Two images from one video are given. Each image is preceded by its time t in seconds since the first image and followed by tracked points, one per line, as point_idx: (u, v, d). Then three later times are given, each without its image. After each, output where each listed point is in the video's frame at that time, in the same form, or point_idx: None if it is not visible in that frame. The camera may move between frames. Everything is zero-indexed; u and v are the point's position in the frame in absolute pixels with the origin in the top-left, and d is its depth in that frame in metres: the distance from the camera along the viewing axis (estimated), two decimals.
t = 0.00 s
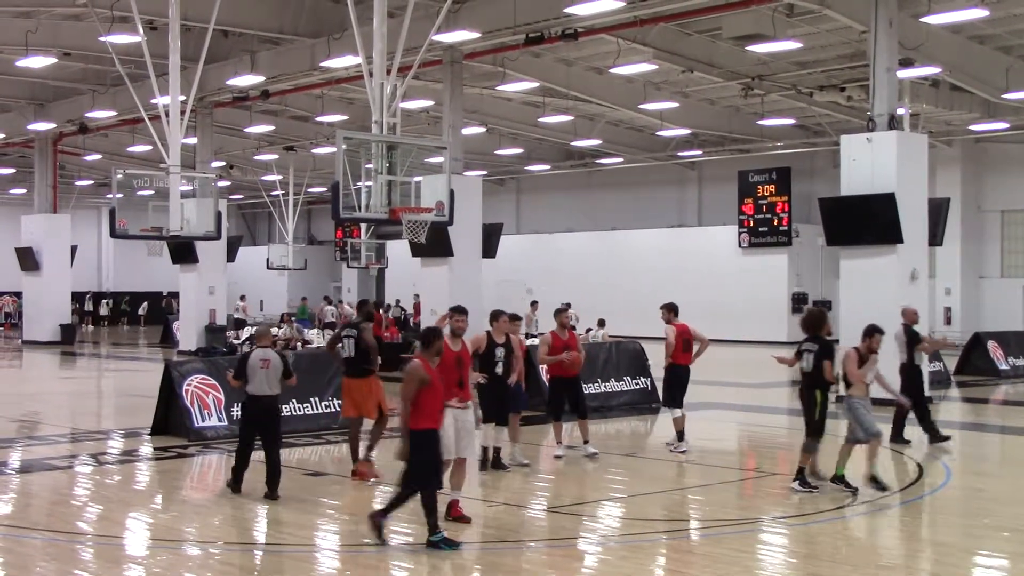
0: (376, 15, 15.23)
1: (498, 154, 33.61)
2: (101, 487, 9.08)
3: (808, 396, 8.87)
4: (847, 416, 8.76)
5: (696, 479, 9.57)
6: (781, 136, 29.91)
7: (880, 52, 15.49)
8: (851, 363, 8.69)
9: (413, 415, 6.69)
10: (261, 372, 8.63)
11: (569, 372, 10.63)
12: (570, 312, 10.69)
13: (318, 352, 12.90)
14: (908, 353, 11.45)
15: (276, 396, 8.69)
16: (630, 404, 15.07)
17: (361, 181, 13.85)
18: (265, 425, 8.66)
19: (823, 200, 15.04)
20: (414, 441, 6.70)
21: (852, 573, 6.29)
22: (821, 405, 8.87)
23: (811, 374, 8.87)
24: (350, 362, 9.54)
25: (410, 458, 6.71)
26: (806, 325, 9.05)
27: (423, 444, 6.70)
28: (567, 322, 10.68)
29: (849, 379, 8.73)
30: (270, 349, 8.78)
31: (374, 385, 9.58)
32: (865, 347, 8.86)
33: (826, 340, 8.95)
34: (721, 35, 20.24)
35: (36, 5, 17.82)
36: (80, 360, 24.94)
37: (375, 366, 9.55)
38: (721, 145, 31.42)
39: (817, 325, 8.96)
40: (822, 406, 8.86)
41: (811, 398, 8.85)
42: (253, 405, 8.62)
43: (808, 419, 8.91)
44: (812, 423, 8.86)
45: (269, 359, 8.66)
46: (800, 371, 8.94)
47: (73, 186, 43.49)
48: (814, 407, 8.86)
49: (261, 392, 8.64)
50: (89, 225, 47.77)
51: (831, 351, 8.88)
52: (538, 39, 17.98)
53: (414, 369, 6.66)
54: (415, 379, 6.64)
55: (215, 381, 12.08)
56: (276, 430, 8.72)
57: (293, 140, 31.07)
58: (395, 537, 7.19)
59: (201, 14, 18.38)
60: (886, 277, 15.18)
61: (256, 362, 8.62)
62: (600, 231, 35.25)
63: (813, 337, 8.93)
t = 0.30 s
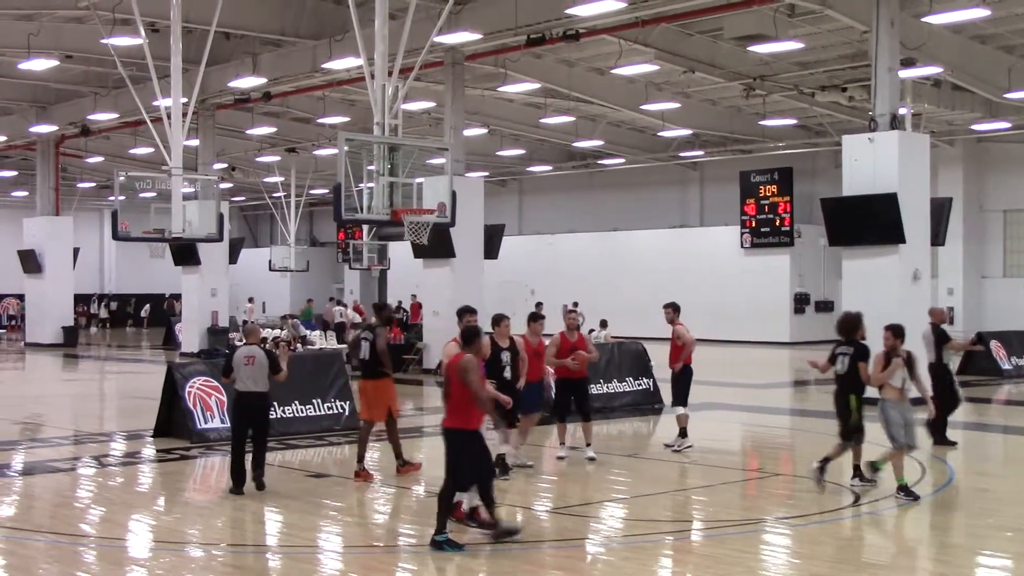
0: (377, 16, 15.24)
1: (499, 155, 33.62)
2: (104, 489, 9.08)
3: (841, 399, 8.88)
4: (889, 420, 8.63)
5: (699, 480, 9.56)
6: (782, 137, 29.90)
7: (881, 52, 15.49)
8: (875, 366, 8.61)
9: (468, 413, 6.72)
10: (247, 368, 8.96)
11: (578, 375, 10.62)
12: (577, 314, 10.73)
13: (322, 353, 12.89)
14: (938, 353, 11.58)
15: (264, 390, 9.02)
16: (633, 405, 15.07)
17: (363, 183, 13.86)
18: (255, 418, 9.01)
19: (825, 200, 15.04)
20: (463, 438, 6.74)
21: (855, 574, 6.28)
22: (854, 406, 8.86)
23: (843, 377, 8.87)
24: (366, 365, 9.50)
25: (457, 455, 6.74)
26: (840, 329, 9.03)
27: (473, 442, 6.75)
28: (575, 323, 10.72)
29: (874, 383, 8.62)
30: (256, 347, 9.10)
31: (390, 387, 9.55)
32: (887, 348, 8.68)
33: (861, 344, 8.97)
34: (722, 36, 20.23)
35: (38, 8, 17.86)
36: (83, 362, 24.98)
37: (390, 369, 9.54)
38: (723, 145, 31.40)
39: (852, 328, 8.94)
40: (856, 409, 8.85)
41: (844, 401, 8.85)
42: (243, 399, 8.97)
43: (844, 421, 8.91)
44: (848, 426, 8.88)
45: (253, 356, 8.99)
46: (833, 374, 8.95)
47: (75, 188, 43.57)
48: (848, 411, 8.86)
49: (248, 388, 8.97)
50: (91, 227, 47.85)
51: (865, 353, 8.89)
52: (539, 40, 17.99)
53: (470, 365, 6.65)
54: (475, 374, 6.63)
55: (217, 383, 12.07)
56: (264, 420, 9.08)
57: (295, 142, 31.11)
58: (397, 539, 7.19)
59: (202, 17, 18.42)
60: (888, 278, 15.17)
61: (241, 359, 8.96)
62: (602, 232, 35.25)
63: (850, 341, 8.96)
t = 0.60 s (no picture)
0: (378, 17, 15.26)
1: (499, 156, 33.63)
2: (103, 489, 9.09)
3: (875, 398, 8.84)
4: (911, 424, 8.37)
5: (697, 481, 9.56)
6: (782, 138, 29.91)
7: (881, 53, 15.50)
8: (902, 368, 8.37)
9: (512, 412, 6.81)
10: (245, 370, 8.98)
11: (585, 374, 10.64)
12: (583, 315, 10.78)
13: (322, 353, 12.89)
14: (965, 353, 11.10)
15: (263, 391, 9.06)
16: (632, 406, 15.07)
17: (363, 183, 13.86)
18: (253, 418, 9.09)
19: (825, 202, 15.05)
20: (510, 437, 6.82)
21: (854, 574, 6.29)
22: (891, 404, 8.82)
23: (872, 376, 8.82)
24: (387, 365, 9.58)
25: (503, 456, 6.82)
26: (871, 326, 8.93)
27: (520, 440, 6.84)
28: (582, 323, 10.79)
29: (900, 385, 8.40)
30: (255, 346, 9.05)
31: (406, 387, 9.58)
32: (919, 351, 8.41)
33: (889, 343, 8.87)
34: (723, 37, 20.25)
35: (39, 7, 17.87)
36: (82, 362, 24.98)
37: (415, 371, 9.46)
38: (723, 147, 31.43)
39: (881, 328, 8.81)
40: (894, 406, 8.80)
41: (877, 400, 8.81)
42: (242, 400, 9.03)
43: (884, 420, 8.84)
44: (886, 423, 8.82)
45: (251, 358, 8.95)
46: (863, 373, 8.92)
47: (75, 188, 43.56)
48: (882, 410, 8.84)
49: (247, 389, 9.01)
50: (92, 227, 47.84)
51: (891, 351, 8.82)
52: (540, 41, 18.00)
53: (512, 365, 6.83)
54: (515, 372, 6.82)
55: (217, 383, 12.07)
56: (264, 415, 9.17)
57: (295, 142, 31.12)
58: (395, 539, 7.20)
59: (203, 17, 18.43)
60: (888, 279, 15.17)
61: (240, 361, 8.95)
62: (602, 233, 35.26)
63: (879, 339, 8.87)
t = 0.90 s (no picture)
0: (376, 17, 15.26)
1: (498, 156, 33.62)
2: (101, 489, 9.09)
3: (913, 400, 8.93)
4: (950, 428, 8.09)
5: (694, 481, 9.56)
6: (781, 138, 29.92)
7: (880, 54, 15.49)
8: (947, 376, 8.00)
9: (546, 412, 6.91)
10: (252, 365, 9.40)
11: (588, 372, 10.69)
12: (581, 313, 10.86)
13: (321, 353, 12.90)
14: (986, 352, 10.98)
15: (268, 385, 9.45)
16: (631, 406, 15.07)
17: (361, 183, 13.86)
18: (258, 411, 9.47)
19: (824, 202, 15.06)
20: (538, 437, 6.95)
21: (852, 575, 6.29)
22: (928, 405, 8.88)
23: (908, 378, 8.90)
24: (398, 362, 9.65)
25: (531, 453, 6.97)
26: (905, 328, 8.95)
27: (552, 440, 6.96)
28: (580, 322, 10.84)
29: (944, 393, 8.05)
30: (262, 343, 9.50)
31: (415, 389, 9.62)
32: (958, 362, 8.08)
33: (922, 345, 8.91)
34: (721, 37, 20.25)
35: (38, 7, 17.84)
36: (81, 362, 24.94)
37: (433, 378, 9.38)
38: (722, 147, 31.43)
39: (914, 330, 8.88)
40: (929, 408, 8.90)
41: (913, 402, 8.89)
42: (248, 394, 9.43)
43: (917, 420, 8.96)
44: (922, 424, 8.90)
45: (257, 352, 9.40)
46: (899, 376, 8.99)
47: (74, 188, 43.55)
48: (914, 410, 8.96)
49: (253, 383, 9.41)
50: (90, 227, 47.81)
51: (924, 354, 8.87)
52: (538, 41, 17.98)
53: (544, 366, 6.87)
54: (548, 375, 6.85)
55: (216, 383, 12.06)
56: (268, 409, 9.53)
57: (294, 142, 31.10)
58: (393, 539, 7.20)
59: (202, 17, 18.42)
60: (887, 280, 15.17)
61: (247, 355, 9.39)
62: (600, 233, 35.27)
63: (913, 342, 8.90)
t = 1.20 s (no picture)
0: (375, 18, 15.26)
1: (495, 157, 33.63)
2: (98, 489, 9.08)
3: (932, 401, 9.05)
4: (981, 433, 8.04)
5: (691, 483, 9.57)
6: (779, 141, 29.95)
7: (878, 55, 15.49)
8: (988, 381, 7.83)
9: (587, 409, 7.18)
10: (257, 367, 9.42)
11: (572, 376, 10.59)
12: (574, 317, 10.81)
13: (319, 354, 12.90)
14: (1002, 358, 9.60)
15: (272, 387, 9.44)
16: (628, 408, 15.08)
17: (359, 184, 13.87)
18: (260, 414, 9.43)
19: (821, 205, 15.08)
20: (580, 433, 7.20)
21: None
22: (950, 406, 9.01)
23: (930, 379, 9.01)
24: (407, 364, 9.63)
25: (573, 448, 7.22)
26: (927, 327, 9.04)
27: (588, 437, 7.24)
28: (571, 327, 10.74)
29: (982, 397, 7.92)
30: (269, 347, 9.57)
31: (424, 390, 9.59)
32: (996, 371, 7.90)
33: (945, 345, 9.03)
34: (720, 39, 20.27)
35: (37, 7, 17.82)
36: (78, 362, 24.93)
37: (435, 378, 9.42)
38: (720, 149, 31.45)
39: (937, 329, 8.99)
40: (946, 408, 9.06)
41: (933, 403, 9.01)
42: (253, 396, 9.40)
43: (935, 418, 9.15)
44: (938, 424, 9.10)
45: (263, 355, 9.45)
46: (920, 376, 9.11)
47: (71, 188, 43.55)
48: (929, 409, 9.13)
49: (258, 383, 9.38)
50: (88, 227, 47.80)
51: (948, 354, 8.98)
52: (537, 42, 17.98)
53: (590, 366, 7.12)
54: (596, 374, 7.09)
55: (214, 384, 12.06)
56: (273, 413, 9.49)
57: (291, 143, 31.10)
58: (391, 540, 7.20)
59: (201, 17, 18.41)
60: (884, 282, 15.19)
61: (252, 358, 9.42)
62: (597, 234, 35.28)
63: (937, 343, 9.02)
